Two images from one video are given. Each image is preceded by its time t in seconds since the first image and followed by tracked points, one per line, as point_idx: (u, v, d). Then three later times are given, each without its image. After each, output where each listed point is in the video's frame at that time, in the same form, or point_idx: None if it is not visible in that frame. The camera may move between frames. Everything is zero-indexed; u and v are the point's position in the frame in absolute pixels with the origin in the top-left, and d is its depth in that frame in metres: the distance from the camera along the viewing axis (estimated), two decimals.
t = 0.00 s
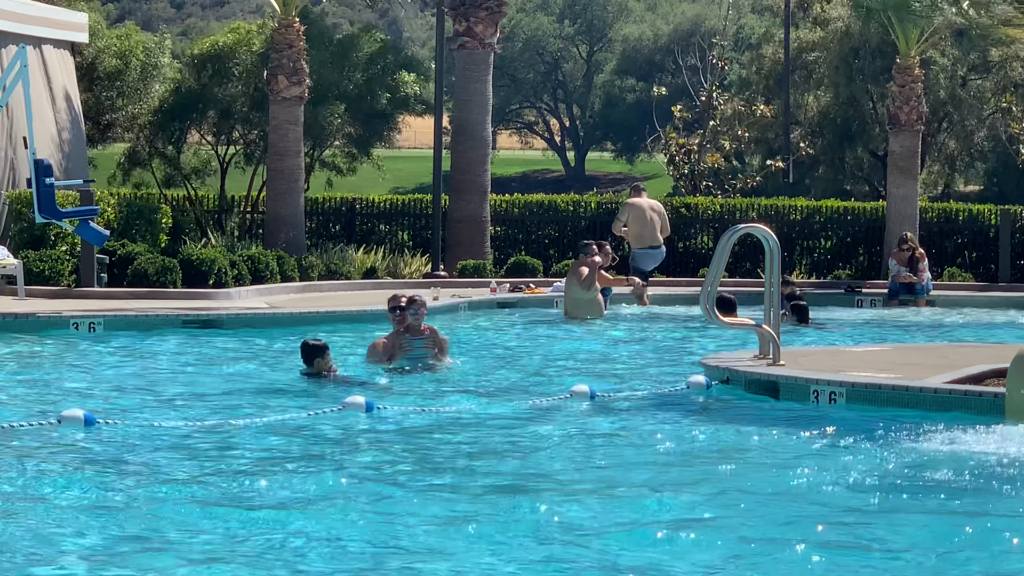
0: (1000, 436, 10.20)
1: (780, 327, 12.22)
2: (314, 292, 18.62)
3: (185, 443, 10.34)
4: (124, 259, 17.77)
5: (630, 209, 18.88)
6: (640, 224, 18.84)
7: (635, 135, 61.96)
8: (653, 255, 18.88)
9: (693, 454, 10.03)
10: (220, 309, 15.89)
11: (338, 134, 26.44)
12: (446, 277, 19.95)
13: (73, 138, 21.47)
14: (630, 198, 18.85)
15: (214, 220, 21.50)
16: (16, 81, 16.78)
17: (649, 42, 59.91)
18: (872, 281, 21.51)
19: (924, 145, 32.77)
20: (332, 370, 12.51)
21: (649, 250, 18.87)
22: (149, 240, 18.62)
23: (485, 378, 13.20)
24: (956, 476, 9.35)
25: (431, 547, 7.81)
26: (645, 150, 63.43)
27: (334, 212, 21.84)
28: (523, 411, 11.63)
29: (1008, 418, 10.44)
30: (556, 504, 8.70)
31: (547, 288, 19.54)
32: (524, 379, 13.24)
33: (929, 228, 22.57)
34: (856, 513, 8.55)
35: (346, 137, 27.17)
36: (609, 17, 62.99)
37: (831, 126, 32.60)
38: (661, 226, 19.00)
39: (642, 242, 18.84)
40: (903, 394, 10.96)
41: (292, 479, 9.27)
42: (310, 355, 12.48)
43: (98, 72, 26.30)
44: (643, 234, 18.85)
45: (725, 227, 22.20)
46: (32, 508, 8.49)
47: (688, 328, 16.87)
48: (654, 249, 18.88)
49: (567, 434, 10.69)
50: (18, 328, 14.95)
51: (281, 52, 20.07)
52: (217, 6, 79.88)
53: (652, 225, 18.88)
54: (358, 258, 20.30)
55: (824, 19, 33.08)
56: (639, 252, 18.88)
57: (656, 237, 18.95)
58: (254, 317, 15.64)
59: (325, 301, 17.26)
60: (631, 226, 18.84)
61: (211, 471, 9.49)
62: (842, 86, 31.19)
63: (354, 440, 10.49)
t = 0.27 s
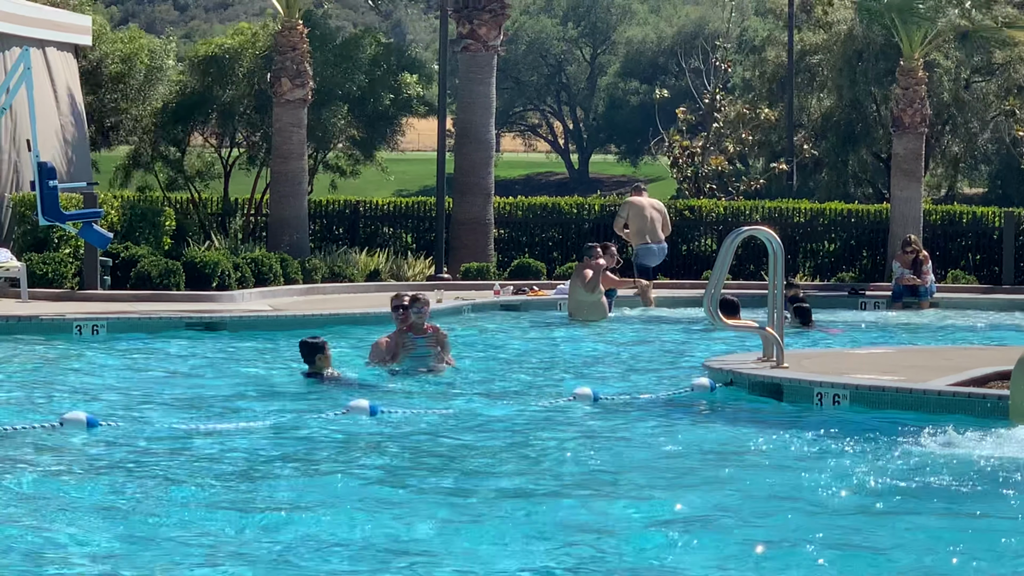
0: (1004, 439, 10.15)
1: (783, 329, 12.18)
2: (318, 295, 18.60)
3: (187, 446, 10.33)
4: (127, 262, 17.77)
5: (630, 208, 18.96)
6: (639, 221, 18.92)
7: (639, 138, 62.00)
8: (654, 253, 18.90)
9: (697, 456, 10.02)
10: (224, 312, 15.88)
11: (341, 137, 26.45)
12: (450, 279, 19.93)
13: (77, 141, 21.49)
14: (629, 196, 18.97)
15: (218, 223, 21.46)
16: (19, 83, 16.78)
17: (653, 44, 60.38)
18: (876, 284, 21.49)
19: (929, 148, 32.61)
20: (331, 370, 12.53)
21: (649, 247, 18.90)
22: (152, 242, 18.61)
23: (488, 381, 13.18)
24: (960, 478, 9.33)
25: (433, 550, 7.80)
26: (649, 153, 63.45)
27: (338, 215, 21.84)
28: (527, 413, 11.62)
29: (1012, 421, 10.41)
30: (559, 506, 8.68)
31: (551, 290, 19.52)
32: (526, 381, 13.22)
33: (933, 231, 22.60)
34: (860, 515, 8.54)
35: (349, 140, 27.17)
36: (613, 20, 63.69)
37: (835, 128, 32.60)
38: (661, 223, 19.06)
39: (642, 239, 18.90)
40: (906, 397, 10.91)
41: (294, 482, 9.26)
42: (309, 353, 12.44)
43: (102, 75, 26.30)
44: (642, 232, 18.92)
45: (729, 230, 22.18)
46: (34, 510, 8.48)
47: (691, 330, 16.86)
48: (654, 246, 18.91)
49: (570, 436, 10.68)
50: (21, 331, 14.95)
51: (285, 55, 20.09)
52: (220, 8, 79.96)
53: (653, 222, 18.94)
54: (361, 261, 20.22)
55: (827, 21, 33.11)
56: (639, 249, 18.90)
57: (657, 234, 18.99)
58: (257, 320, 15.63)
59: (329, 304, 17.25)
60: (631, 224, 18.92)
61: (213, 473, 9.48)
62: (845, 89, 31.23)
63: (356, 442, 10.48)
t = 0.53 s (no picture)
0: (1008, 441, 10.14)
1: (788, 330, 12.16)
2: (322, 296, 18.60)
3: (190, 447, 10.31)
4: (131, 263, 17.75)
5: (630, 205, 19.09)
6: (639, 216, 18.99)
7: (643, 139, 62.01)
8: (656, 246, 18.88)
9: (701, 458, 9.99)
10: (228, 313, 15.87)
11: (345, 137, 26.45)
12: (454, 280, 19.92)
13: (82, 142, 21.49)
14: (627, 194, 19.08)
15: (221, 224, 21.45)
16: (23, 84, 16.77)
17: (657, 45, 60.18)
18: (880, 284, 21.46)
19: (932, 148, 32.70)
20: (331, 371, 12.54)
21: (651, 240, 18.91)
22: (156, 243, 18.61)
23: (493, 382, 13.17)
24: (964, 479, 9.31)
25: (436, 551, 7.78)
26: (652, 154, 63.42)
27: (342, 216, 21.83)
28: (531, 415, 11.59)
29: (1017, 422, 10.38)
30: (563, 508, 8.65)
31: (555, 291, 19.51)
32: (531, 382, 13.21)
33: (937, 232, 22.57)
34: (865, 517, 8.51)
35: (353, 141, 27.17)
36: (616, 21, 63.69)
37: (839, 129, 32.57)
38: (661, 218, 19.11)
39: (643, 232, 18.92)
40: (910, 398, 10.88)
41: (297, 483, 9.24)
42: (310, 350, 12.44)
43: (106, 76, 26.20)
44: (643, 226, 18.96)
45: (733, 231, 22.16)
46: (36, 511, 8.47)
47: (696, 331, 16.84)
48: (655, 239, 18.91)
49: (574, 438, 10.65)
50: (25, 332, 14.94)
51: (289, 56, 20.07)
52: (224, 9, 80.03)
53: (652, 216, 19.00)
54: (366, 262, 20.23)
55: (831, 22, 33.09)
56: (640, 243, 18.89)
57: (658, 228, 19.02)
58: (262, 321, 15.63)
59: (333, 305, 17.25)
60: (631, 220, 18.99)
61: (216, 474, 9.46)
62: (849, 89, 31.23)
63: (360, 443, 10.47)
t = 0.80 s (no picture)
0: (1011, 442, 10.14)
1: (791, 331, 12.14)
2: (325, 297, 18.61)
3: (193, 448, 10.32)
4: (135, 264, 17.76)
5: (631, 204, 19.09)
6: (639, 213, 19.01)
7: (646, 140, 62.01)
8: (657, 242, 18.88)
9: (703, 459, 9.98)
10: (231, 314, 15.87)
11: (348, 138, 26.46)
12: (457, 282, 19.93)
13: (85, 143, 21.51)
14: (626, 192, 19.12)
15: (224, 225, 21.45)
16: (26, 86, 16.80)
17: (661, 47, 60.11)
18: (883, 285, 21.45)
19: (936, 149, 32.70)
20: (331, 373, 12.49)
21: (652, 237, 18.90)
22: (160, 245, 18.62)
23: (496, 383, 13.16)
24: (967, 481, 9.30)
25: (437, 552, 7.77)
26: (655, 155, 63.38)
27: (345, 217, 21.83)
28: (533, 416, 11.59)
29: (1020, 423, 10.37)
30: (564, 509, 8.65)
31: (559, 292, 19.50)
32: (534, 383, 13.21)
33: (940, 233, 22.55)
34: (867, 518, 8.50)
35: (356, 142, 27.18)
36: (619, 22, 63.61)
37: (842, 130, 32.55)
38: (661, 214, 19.12)
39: (643, 229, 18.93)
40: (914, 399, 10.87)
41: (298, 484, 9.24)
42: (311, 350, 12.36)
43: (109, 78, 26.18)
44: (643, 223, 18.97)
45: (737, 232, 22.15)
46: (37, 512, 8.47)
47: (699, 332, 16.83)
48: (656, 235, 18.91)
49: (576, 439, 10.64)
50: (28, 333, 14.95)
51: (292, 57, 20.05)
52: (228, 11, 80.07)
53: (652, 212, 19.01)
54: (369, 263, 20.27)
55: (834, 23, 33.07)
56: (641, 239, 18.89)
57: (659, 223, 19.02)
58: (265, 323, 15.62)
59: (336, 306, 17.24)
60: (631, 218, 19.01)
61: (217, 476, 9.45)
62: (852, 91, 31.22)
63: (362, 444, 10.46)
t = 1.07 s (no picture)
0: (1016, 443, 10.12)
1: (796, 332, 12.12)
2: (329, 298, 18.61)
3: (196, 449, 10.31)
4: (139, 265, 17.77)
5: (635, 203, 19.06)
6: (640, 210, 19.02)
7: (649, 141, 62.05)
8: (659, 239, 18.90)
9: (707, 460, 9.97)
10: (235, 315, 15.87)
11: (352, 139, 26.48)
12: (461, 283, 19.94)
13: (90, 144, 21.53)
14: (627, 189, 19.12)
15: (228, 226, 21.44)
16: (31, 87, 16.77)
17: (665, 48, 60.14)
18: (887, 286, 21.43)
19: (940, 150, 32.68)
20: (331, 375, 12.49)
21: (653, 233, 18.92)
22: (164, 246, 18.62)
23: (500, 384, 13.15)
24: (971, 481, 9.28)
25: (439, 553, 7.76)
26: (659, 156, 63.38)
27: (349, 218, 21.82)
28: (537, 417, 11.58)
29: None
30: (568, 510, 8.63)
31: (563, 293, 19.50)
32: (539, 384, 13.20)
33: (945, 234, 22.51)
34: (870, 519, 8.49)
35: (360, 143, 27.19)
36: (624, 23, 63.57)
37: (846, 131, 32.55)
38: (663, 210, 19.12)
39: (644, 226, 18.94)
40: (919, 400, 10.86)
41: (301, 485, 9.23)
42: (314, 351, 12.33)
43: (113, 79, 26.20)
44: (645, 220, 18.98)
45: (741, 233, 22.13)
46: (39, 513, 8.47)
47: (703, 333, 16.81)
48: (658, 232, 18.92)
49: (580, 440, 10.63)
50: (32, 334, 14.94)
51: (297, 58, 20.05)
52: (232, 11, 80.12)
53: (653, 209, 19.01)
54: (373, 264, 20.28)
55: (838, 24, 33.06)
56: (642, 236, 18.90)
57: (661, 220, 19.03)
58: (269, 323, 15.63)
59: (340, 307, 17.22)
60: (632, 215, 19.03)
61: (221, 476, 9.45)
62: (856, 92, 31.21)
63: (366, 445, 10.45)
